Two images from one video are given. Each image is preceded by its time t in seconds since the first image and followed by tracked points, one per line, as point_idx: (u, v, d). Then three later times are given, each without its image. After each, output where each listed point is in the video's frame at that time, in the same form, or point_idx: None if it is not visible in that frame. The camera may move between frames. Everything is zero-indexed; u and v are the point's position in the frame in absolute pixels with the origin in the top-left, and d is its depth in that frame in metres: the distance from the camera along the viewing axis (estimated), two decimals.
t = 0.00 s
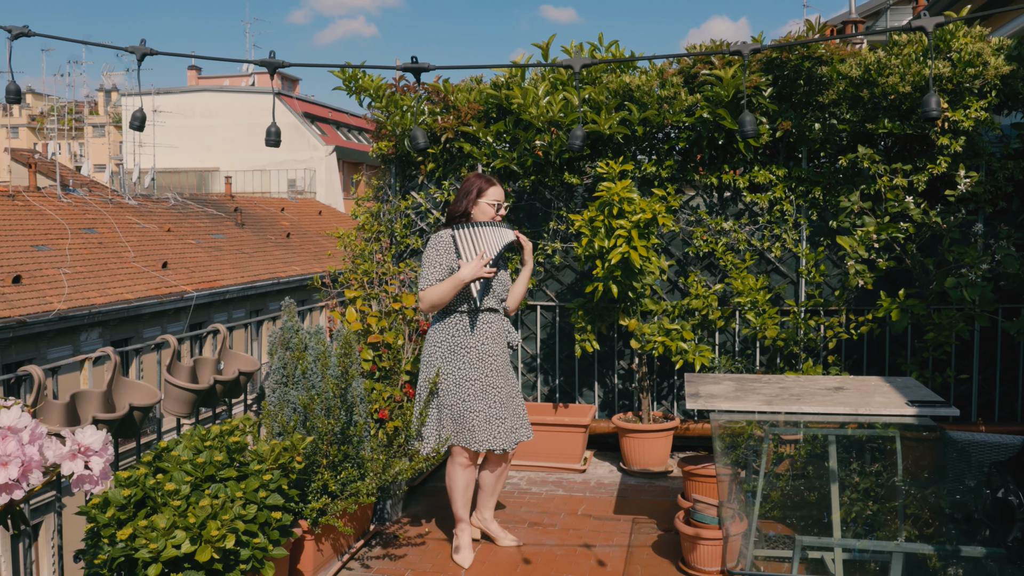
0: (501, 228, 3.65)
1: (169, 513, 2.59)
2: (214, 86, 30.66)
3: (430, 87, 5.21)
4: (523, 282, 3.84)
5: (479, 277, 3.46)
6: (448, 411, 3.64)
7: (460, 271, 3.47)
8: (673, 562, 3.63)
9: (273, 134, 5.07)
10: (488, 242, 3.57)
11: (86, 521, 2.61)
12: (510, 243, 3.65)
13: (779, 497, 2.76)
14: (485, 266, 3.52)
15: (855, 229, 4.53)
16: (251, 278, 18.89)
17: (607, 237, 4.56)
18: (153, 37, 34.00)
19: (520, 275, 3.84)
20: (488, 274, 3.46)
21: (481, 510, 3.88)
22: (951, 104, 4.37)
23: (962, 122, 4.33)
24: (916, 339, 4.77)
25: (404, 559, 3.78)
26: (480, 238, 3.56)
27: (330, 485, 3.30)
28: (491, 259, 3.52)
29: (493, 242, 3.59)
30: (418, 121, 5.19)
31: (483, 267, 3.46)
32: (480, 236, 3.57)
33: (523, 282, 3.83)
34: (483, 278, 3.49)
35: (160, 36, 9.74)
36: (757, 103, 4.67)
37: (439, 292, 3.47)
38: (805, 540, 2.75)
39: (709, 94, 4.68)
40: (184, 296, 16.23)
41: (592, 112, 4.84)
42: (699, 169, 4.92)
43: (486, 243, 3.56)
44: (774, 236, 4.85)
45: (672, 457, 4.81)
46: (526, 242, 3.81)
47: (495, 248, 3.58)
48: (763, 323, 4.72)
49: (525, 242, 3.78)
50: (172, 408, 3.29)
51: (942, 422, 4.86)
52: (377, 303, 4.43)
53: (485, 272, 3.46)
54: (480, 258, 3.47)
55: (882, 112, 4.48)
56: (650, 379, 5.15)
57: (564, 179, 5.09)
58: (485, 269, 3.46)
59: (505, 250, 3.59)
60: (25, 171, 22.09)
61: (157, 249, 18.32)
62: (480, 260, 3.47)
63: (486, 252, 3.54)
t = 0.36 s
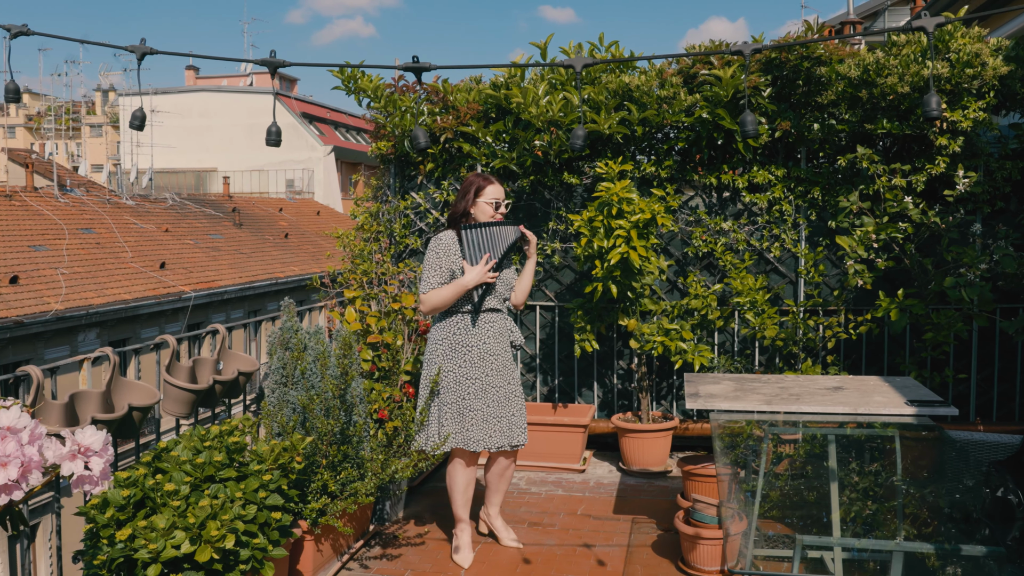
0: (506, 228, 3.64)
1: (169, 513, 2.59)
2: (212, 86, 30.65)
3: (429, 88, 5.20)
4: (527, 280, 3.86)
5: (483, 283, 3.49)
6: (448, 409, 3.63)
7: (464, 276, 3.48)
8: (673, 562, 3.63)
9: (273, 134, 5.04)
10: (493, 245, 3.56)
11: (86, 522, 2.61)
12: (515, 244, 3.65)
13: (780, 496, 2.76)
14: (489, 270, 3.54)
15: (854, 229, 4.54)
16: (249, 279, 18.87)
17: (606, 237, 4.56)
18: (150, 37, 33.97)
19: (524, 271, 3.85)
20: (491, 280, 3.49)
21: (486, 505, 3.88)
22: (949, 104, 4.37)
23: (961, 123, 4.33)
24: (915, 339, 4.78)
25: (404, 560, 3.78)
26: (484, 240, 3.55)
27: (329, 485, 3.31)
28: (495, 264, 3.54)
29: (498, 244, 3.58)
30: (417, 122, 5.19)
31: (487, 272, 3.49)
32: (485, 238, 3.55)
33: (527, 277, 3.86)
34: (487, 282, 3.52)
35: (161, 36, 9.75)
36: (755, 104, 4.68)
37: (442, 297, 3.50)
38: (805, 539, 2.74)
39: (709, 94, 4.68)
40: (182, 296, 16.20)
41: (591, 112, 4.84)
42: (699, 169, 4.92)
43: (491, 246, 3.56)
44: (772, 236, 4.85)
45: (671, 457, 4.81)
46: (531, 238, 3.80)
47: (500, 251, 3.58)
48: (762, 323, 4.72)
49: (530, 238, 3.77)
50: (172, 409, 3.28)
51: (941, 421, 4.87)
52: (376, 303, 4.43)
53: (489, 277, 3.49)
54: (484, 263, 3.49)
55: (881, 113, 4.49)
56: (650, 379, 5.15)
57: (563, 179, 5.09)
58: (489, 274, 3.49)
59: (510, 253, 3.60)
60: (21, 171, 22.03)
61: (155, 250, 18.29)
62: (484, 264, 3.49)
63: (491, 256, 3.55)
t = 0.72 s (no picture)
0: (502, 224, 3.59)
1: (156, 516, 2.55)
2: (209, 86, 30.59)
3: (424, 86, 5.16)
4: (530, 271, 3.83)
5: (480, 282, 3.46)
6: (449, 407, 3.59)
7: (461, 277, 3.44)
8: (670, 564, 3.59)
9: (258, 129, 4.97)
10: (489, 243, 3.55)
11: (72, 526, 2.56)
12: (512, 239, 3.61)
13: (777, 497, 2.72)
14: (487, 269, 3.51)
15: (852, 228, 4.50)
16: (246, 279, 18.81)
17: (602, 236, 4.52)
18: (147, 37, 33.92)
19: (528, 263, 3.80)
20: (488, 279, 3.46)
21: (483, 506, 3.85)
22: (948, 102, 4.34)
23: (960, 121, 4.30)
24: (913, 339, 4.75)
25: (398, 562, 3.74)
26: (479, 240, 3.54)
27: (321, 486, 3.27)
28: (491, 263, 3.51)
29: (494, 242, 3.56)
30: (412, 120, 5.15)
31: (483, 272, 3.45)
32: (481, 237, 3.55)
33: (531, 269, 3.83)
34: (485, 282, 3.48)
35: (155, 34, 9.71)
36: (753, 102, 4.65)
37: (440, 299, 3.44)
38: (802, 541, 2.62)
39: (706, 92, 4.65)
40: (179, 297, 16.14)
41: (587, 110, 4.81)
42: (697, 167, 4.89)
43: (487, 245, 3.54)
44: (770, 235, 4.82)
45: (668, 458, 4.76)
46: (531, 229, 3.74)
47: (496, 249, 3.56)
48: (759, 323, 4.68)
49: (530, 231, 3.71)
50: (161, 410, 3.23)
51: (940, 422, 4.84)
52: (370, 302, 4.38)
53: (485, 277, 3.46)
54: (480, 262, 3.45)
55: (880, 111, 4.44)
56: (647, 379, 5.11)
57: (559, 178, 5.06)
58: (486, 274, 3.45)
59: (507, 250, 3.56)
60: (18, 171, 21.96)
61: (152, 250, 18.23)
62: (480, 264, 3.45)
63: (487, 255, 3.53)
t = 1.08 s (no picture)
0: (483, 221, 3.48)
1: (113, 522, 2.46)
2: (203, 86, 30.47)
3: (408, 82, 5.07)
4: (521, 266, 3.67)
5: (459, 282, 3.35)
6: (435, 407, 3.51)
7: (439, 278, 3.35)
8: (651, 570, 3.51)
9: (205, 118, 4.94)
10: (468, 242, 3.43)
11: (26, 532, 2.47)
12: (495, 236, 3.49)
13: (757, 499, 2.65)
14: (467, 268, 3.40)
15: (840, 227, 4.43)
16: (238, 279, 18.70)
17: (586, 235, 4.45)
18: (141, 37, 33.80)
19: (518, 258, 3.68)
20: (467, 280, 3.34)
21: (463, 510, 3.75)
22: (937, 98, 4.26)
23: (949, 117, 4.22)
24: (902, 339, 4.67)
25: (374, 567, 3.65)
26: (457, 239, 3.42)
27: (292, 490, 3.19)
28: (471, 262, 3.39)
29: (474, 240, 3.45)
30: (395, 117, 5.05)
31: (462, 272, 3.34)
32: (459, 236, 3.44)
33: (522, 266, 3.68)
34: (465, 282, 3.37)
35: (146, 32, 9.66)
36: (740, 98, 4.57)
37: (419, 302, 3.37)
38: (777, 550, 2.66)
39: (692, 88, 4.57)
40: (171, 298, 16.03)
41: (571, 107, 4.73)
42: (683, 165, 4.81)
43: (467, 243, 3.41)
44: (758, 234, 4.75)
45: (653, 460, 4.68)
46: (520, 225, 3.59)
47: (477, 246, 3.44)
48: (746, 323, 4.60)
49: (518, 226, 3.58)
50: (126, 411, 3.14)
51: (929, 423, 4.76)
52: (349, 302, 4.30)
53: (464, 277, 3.34)
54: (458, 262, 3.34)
55: (868, 107, 4.37)
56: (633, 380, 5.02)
57: (544, 175, 4.98)
58: (464, 273, 3.34)
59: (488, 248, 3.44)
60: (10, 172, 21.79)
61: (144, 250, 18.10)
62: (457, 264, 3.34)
63: (466, 254, 3.41)
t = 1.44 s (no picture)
0: (466, 226, 3.40)
1: (77, 533, 2.40)
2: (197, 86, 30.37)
3: (393, 82, 5.01)
4: (515, 274, 3.58)
5: (434, 287, 3.32)
6: (415, 412, 3.47)
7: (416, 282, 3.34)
8: None
9: (161, 121, 4.97)
10: (448, 246, 3.37)
11: None
12: (476, 241, 3.40)
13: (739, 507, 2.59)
14: (444, 274, 3.36)
15: (828, 229, 4.35)
16: (232, 280, 18.62)
17: (572, 237, 4.39)
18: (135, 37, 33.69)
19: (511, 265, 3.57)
20: (441, 286, 3.31)
21: (446, 517, 3.70)
22: (927, 99, 4.21)
23: (939, 118, 4.17)
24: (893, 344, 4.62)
25: (354, 575, 3.59)
26: (437, 243, 3.36)
27: (268, 498, 3.14)
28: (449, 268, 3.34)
29: (456, 245, 3.38)
30: (380, 117, 4.99)
31: (437, 277, 3.31)
32: (438, 241, 3.37)
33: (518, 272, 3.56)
34: (440, 288, 3.34)
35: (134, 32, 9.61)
36: (728, 99, 4.52)
37: (398, 305, 3.39)
38: (755, 565, 2.60)
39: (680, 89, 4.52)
40: (164, 299, 15.94)
41: (557, 108, 4.68)
42: (671, 167, 4.76)
43: (446, 248, 3.36)
44: (746, 236, 4.69)
45: (642, 465, 4.63)
46: (509, 231, 3.46)
47: (456, 252, 3.37)
48: (734, 326, 4.55)
49: (506, 231, 3.45)
50: (99, 418, 3.08)
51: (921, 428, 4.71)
52: (331, 306, 4.24)
53: (439, 283, 3.31)
54: (433, 267, 3.32)
55: (858, 107, 4.31)
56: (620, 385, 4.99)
57: (531, 177, 4.92)
58: (439, 279, 3.31)
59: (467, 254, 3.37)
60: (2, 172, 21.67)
61: (137, 251, 18.01)
62: (433, 269, 3.31)
63: (445, 259, 3.37)
